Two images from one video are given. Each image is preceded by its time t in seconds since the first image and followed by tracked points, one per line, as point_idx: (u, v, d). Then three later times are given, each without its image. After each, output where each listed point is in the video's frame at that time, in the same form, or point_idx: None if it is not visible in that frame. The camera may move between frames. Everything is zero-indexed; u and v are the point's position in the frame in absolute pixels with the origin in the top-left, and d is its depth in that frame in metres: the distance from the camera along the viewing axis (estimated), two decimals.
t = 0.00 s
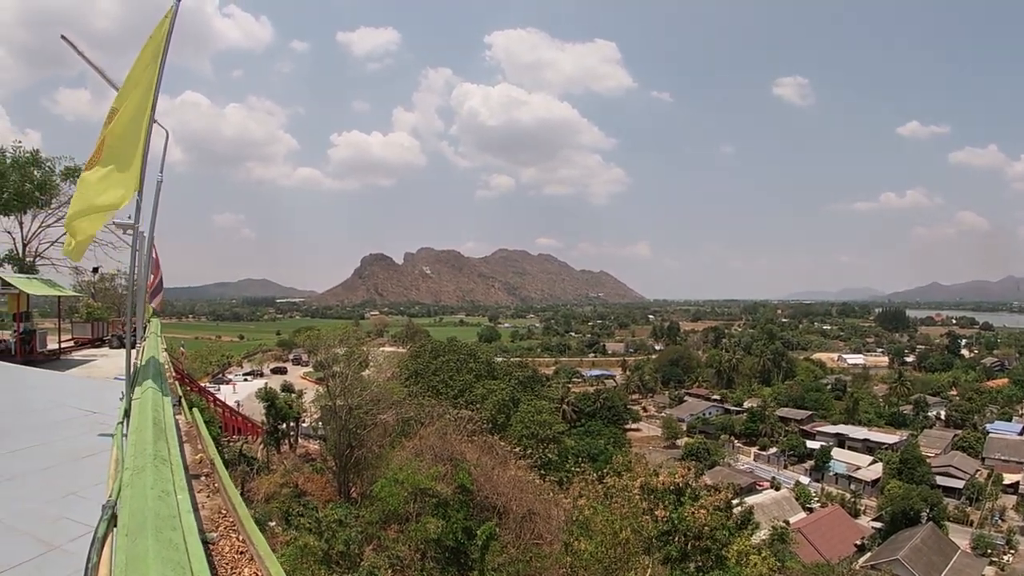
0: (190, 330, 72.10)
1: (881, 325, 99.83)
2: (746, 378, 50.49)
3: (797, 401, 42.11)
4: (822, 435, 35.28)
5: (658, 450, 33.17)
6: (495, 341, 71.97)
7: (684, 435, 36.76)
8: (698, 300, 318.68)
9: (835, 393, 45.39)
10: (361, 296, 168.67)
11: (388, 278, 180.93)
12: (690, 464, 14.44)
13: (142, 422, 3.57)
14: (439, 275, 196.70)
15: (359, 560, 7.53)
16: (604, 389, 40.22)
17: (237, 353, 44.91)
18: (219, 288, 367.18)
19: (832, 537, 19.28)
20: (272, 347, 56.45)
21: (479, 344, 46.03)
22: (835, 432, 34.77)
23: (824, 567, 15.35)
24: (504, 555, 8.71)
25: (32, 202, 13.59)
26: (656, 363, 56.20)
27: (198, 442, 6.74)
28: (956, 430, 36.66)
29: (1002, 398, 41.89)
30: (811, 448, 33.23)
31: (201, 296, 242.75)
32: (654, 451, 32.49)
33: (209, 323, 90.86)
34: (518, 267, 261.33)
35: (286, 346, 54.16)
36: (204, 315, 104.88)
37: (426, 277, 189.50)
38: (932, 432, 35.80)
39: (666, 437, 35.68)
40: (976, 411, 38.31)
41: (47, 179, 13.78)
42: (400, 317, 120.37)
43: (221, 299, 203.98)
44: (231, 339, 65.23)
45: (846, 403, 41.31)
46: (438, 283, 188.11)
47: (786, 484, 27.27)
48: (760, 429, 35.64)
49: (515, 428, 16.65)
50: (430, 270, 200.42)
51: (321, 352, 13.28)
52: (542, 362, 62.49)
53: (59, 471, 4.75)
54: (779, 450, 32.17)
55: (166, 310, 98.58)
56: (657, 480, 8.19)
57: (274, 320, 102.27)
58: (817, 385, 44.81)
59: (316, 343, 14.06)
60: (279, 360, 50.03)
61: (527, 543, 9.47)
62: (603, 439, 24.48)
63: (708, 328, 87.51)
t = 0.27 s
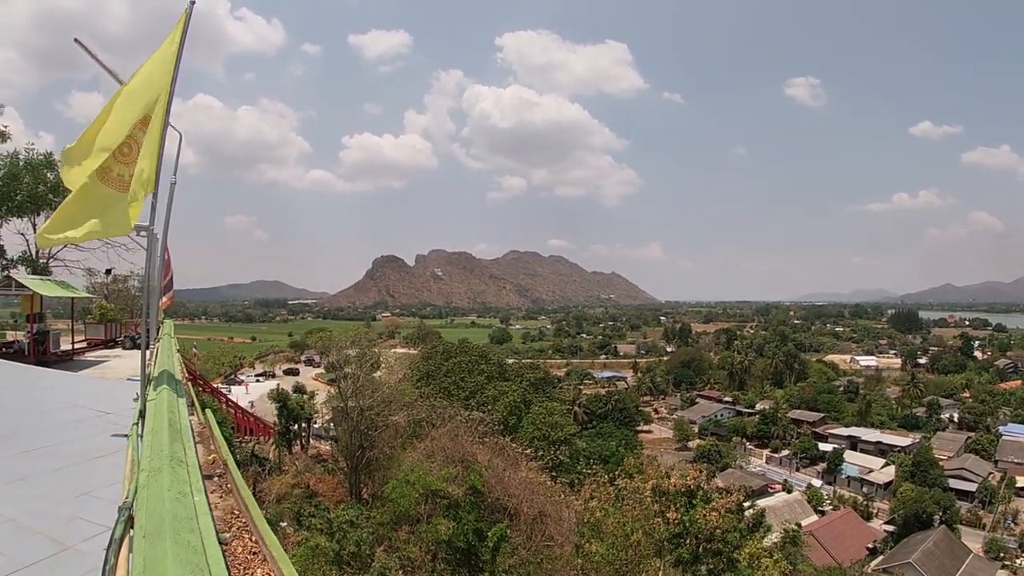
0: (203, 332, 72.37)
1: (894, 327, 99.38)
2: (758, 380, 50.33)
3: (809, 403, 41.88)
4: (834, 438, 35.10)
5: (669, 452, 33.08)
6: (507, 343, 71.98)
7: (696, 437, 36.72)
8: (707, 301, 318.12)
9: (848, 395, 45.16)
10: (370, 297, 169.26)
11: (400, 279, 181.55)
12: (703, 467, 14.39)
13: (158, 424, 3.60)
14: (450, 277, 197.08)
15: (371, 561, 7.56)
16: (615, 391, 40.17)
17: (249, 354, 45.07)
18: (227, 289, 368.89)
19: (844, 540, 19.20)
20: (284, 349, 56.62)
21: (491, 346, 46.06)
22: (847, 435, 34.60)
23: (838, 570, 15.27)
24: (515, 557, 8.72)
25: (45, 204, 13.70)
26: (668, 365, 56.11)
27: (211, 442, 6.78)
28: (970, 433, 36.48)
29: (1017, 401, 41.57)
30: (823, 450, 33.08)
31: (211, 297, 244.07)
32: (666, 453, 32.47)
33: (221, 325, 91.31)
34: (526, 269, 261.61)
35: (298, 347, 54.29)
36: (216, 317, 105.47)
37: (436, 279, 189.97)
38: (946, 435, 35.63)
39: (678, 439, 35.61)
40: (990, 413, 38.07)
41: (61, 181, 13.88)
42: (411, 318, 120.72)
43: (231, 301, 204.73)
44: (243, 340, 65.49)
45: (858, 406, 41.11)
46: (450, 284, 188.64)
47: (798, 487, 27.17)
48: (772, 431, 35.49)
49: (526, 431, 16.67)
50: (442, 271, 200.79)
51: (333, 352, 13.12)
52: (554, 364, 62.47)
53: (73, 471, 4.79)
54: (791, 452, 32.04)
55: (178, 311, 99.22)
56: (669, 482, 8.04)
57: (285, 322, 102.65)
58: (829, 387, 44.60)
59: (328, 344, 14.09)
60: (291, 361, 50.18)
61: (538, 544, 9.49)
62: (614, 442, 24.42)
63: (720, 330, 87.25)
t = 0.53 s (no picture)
0: (217, 332, 72.89)
1: (909, 328, 98.93)
2: (772, 382, 50.16)
3: (822, 405, 41.68)
4: (848, 440, 34.93)
5: (682, 453, 33.04)
6: (519, 344, 72.06)
7: (708, 439, 36.65)
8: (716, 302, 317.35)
9: (862, 397, 44.92)
10: (381, 298, 169.88)
11: (414, 280, 182.21)
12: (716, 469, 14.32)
13: (174, 424, 3.61)
14: (460, 279, 197.58)
15: (383, 561, 7.58)
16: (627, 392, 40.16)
17: (264, 354, 45.47)
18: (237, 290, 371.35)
19: (857, 542, 19.12)
20: (297, 349, 56.94)
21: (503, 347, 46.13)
22: (861, 437, 34.41)
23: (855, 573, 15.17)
24: (527, 558, 8.73)
25: (59, 205, 13.81)
26: (681, 366, 56.03)
27: (225, 442, 6.81)
28: (985, 434, 36.24)
29: None
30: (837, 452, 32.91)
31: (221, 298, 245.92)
32: (679, 454, 32.42)
33: (235, 325, 91.92)
34: (536, 269, 261.81)
35: (311, 348, 54.58)
36: (229, 317, 106.29)
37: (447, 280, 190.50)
38: (960, 437, 35.43)
39: (690, 440, 35.58)
40: (1005, 415, 37.79)
41: (75, 182, 13.98)
42: (424, 319, 121.30)
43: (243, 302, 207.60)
44: (256, 341, 65.92)
45: (872, 407, 40.91)
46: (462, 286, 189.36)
47: (811, 489, 27.05)
48: (786, 433, 35.33)
49: (538, 431, 16.66)
50: (453, 273, 201.37)
51: (346, 354, 13.11)
52: (566, 365, 62.50)
53: (88, 470, 4.83)
54: (804, 454, 31.92)
55: (192, 312, 100.09)
56: (682, 485, 8.15)
57: (299, 323, 103.27)
58: (843, 388, 44.39)
59: (340, 345, 14.10)
60: (304, 362, 50.51)
61: (550, 546, 9.49)
62: (627, 443, 24.40)
63: (733, 331, 87.14)
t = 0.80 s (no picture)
0: (233, 333, 73.43)
1: (924, 328, 98.44)
2: (786, 382, 49.99)
3: (837, 405, 41.48)
4: (862, 441, 34.75)
5: (696, 455, 32.95)
6: (532, 344, 72.16)
7: (722, 440, 36.59)
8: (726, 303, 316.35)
9: (877, 398, 44.66)
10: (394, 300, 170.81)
11: (427, 280, 183.14)
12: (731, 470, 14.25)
13: (191, 425, 3.61)
14: (478, 279, 197.97)
15: (396, 560, 7.64)
16: (641, 393, 40.12)
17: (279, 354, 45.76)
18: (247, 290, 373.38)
19: (871, 544, 19.03)
20: (311, 349, 57.21)
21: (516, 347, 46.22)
22: (875, 438, 34.22)
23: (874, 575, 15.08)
24: (539, 559, 8.70)
25: (74, 207, 13.92)
26: (694, 367, 55.95)
27: (240, 442, 6.85)
28: (1001, 436, 35.96)
29: None
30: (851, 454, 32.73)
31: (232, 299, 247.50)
32: (693, 455, 32.37)
33: (250, 326, 92.51)
34: (547, 269, 262.04)
35: (325, 348, 54.86)
36: (244, 318, 107.00)
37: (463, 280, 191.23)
38: (976, 439, 35.20)
39: (704, 441, 35.51)
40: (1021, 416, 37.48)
41: (90, 184, 14.08)
42: (437, 319, 121.82)
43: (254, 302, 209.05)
44: (271, 341, 66.33)
45: (887, 408, 40.68)
46: (477, 286, 190.01)
47: (825, 491, 26.93)
48: (800, 434, 35.18)
49: (552, 431, 16.68)
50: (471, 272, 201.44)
51: (360, 353, 13.07)
52: (579, 365, 62.54)
53: (104, 470, 4.85)
54: (818, 455, 31.75)
55: (206, 312, 100.93)
56: (695, 486, 8.35)
57: (313, 323, 103.84)
58: (857, 389, 44.15)
59: (354, 344, 14.11)
60: (318, 362, 50.77)
61: (563, 547, 9.48)
62: (640, 443, 24.36)
63: (747, 331, 86.89)
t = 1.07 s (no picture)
0: (250, 334, 74.07)
1: (938, 328, 97.86)
2: (800, 384, 49.74)
3: (851, 406, 41.23)
4: (877, 443, 34.53)
5: (709, 456, 32.86)
6: (545, 345, 72.28)
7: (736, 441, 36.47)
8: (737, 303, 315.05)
9: (891, 399, 44.35)
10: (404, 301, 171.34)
11: (439, 281, 183.90)
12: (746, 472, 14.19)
13: (207, 426, 3.63)
14: (490, 279, 198.35)
15: (409, 560, 7.67)
16: (655, 394, 40.07)
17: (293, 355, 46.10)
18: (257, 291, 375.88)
19: (885, 546, 18.90)
20: (326, 350, 57.52)
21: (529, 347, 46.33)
22: (890, 440, 33.97)
23: None
24: (552, 560, 8.67)
25: (89, 210, 14.07)
26: (708, 367, 55.82)
27: (255, 442, 6.90)
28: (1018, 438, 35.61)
29: None
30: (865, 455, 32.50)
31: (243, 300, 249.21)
32: (707, 457, 32.29)
33: (266, 326, 93.26)
34: (558, 269, 262.06)
35: (339, 349, 55.15)
36: (259, 318, 107.80)
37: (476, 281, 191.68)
38: (991, 440, 34.91)
39: (718, 442, 35.42)
40: None
41: (105, 187, 14.22)
42: (450, 320, 122.30)
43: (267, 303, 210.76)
44: (286, 342, 66.83)
45: (902, 410, 40.38)
46: (491, 287, 190.38)
47: (839, 492, 26.77)
48: (814, 436, 34.99)
49: (565, 433, 16.70)
50: (481, 273, 202.05)
51: (373, 353, 13.06)
52: (592, 365, 62.57)
53: (121, 470, 4.90)
54: (832, 457, 31.57)
55: (223, 313, 101.94)
56: (709, 488, 8.38)
57: (328, 324, 104.50)
58: (872, 390, 43.85)
59: (367, 344, 14.15)
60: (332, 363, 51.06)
61: (576, 548, 9.50)
62: (654, 445, 24.32)
63: (761, 332, 86.58)
